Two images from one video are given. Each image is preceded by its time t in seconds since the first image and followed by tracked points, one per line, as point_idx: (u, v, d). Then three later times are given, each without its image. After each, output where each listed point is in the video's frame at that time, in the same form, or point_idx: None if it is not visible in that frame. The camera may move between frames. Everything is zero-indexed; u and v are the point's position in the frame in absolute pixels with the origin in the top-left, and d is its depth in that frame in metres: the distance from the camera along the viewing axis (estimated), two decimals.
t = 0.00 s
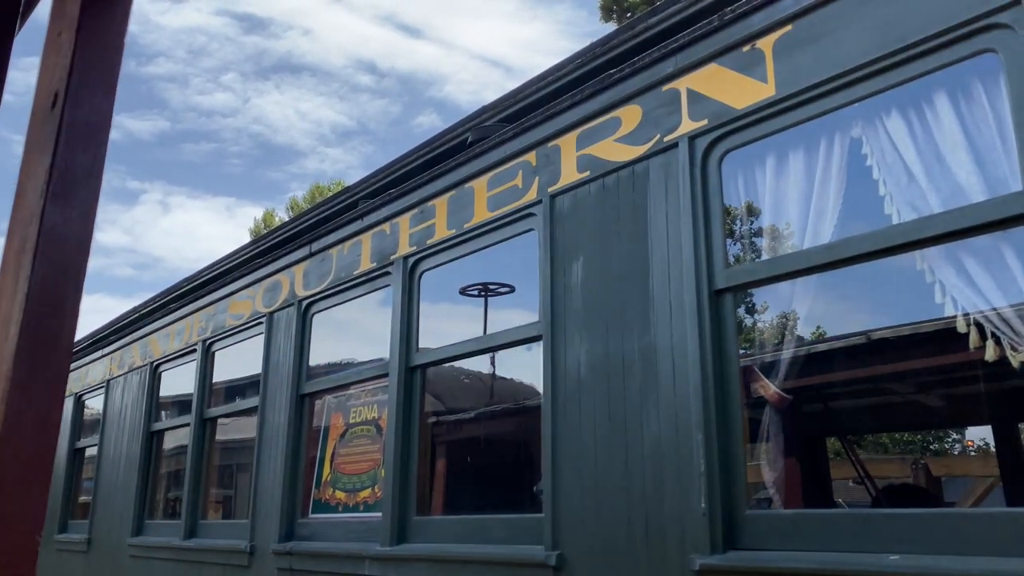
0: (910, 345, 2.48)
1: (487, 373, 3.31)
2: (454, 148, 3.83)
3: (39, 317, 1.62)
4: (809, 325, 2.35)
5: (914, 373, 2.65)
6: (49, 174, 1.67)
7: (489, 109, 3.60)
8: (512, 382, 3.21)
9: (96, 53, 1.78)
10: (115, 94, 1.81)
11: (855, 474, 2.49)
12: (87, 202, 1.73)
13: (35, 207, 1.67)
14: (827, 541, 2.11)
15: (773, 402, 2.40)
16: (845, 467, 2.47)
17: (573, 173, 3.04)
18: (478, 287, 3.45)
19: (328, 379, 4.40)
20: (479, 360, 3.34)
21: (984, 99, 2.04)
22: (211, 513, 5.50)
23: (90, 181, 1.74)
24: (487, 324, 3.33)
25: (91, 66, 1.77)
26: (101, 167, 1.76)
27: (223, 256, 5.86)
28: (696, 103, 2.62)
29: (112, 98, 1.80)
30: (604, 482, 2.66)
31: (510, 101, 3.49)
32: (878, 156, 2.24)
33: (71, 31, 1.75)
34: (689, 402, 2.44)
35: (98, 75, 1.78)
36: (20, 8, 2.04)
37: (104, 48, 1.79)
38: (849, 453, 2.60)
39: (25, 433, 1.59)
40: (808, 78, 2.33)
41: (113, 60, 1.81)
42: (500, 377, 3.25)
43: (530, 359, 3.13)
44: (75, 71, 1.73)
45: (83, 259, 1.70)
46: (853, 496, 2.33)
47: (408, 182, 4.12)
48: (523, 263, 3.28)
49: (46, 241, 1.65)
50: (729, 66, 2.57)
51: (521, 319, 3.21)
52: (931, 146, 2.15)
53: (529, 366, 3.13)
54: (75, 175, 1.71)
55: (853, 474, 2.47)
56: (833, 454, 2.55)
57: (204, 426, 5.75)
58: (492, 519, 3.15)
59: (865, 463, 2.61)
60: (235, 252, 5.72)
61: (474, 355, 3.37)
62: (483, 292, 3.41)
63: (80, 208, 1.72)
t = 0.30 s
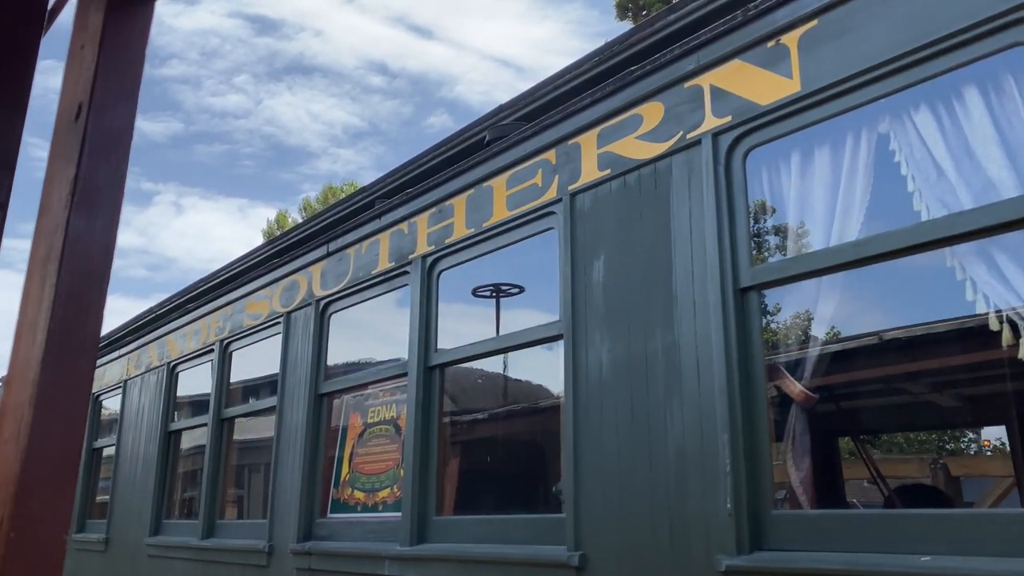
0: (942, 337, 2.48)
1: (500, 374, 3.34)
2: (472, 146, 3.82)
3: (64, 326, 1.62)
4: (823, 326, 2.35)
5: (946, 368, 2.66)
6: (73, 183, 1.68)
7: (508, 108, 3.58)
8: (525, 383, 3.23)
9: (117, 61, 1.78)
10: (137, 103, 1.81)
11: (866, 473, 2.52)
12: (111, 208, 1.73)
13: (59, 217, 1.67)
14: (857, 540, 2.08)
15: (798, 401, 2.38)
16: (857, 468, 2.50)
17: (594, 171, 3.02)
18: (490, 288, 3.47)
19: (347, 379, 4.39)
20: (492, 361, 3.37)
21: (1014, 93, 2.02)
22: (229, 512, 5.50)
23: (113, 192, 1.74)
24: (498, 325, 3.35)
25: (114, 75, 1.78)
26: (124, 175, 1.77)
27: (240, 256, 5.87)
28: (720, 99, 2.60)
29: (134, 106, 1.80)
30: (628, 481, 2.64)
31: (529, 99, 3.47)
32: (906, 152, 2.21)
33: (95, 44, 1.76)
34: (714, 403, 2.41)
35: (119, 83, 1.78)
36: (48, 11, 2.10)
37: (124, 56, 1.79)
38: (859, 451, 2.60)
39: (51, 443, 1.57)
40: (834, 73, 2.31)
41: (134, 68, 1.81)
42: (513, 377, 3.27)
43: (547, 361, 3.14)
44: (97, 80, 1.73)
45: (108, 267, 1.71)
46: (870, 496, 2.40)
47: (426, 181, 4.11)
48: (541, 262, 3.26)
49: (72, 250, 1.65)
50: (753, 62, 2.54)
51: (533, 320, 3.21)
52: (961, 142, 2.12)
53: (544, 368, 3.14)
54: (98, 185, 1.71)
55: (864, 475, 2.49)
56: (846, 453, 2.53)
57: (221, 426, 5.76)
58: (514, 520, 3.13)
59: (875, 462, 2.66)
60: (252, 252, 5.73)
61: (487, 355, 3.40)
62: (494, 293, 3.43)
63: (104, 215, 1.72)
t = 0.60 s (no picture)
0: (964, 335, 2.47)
1: (511, 373, 3.35)
2: (488, 143, 3.79)
3: (77, 329, 1.59)
4: (835, 326, 2.34)
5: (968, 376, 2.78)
6: (87, 185, 1.65)
7: (525, 103, 3.56)
8: (536, 382, 3.24)
9: (129, 64, 1.75)
10: (149, 107, 1.78)
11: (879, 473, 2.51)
12: (124, 211, 1.70)
13: (73, 217, 1.65)
14: (884, 539, 2.05)
15: (824, 397, 2.35)
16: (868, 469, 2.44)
17: (613, 165, 2.99)
18: (500, 288, 3.49)
19: (361, 376, 4.37)
20: (503, 361, 3.39)
21: None
22: (243, 511, 5.49)
23: (126, 194, 1.72)
24: (508, 325, 3.36)
25: (126, 78, 1.75)
26: (137, 177, 1.74)
27: (255, 254, 5.86)
28: (743, 92, 2.57)
29: (145, 109, 1.77)
30: (649, 479, 2.61)
31: (546, 94, 3.44)
32: (935, 144, 2.18)
33: (107, 49, 1.74)
34: (737, 399, 2.38)
35: (131, 86, 1.75)
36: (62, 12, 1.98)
37: (137, 59, 1.77)
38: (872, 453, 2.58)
39: (65, 446, 1.55)
40: (860, 64, 2.27)
41: (147, 71, 1.78)
42: (524, 376, 3.28)
43: (557, 359, 3.14)
44: (109, 82, 1.70)
45: (121, 270, 1.68)
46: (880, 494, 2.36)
47: (441, 178, 4.08)
48: (559, 258, 3.23)
49: (86, 251, 1.63)
50: (776, 54, 2.51)
51: (541, 319, 3.22)
52: (991, 134, 2.09)
53: (554, 367, 3.14)
54: (111, 186, 1.68)
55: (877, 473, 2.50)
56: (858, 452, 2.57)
57: (236, 424, 5.75)
58: (532, 518, 3.11)
59: (888, 462, 2.65)
60: (266, 251, 5.72)
61: (498, 354, 3.42)
62: (504, 293, 3.46)
63: (117, 218, 1.69)
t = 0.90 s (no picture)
0: (988, 332, 2.40)
1: (519, 373, 3.35)
2: (501, 140, 3.77)
3: (84, 331, 1.58)
4: (843, 325, 2.30)
5: (988, 374, 2.69)
6: (94, 188, 1.64)
7: (538, 100, 3.53)
8: (543, 382, 3.24)
9: (138, 68, 1.74)
10: (158, 110, 1.77)
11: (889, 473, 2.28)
12: (132, 213, 1.69)
13: (82, 220, 1.64)
14: (910, 539, 2.01)
15: (846, 394, 2.31)
16: (877, 467, 2.27)
17: (630, 161, 2.96)
18: (506, 288, 3.51)
19: (374, 375, 4.35)
20: (511, 360, 3.40)
21: None
22: (256, 510, 5.48)
23: (133, 199, 1.70)
24: (515, 325, 3.37)
25: (135, 82, 1.73)
26: (145, 180, 1.72)
27: (266, 254, 5.86)
28: (762, 86, 2.54)
29: (154, 113, 1.76)
30: (667, 478, 2.58)
31: (559, 91, 3.41)
32: (959, 137, 2.14)
33: (115, 53, 1.73)
34: (758, 397, 2.35)
35: (139, 89, 1.74)
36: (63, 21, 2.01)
37: (145, 63, 1.75)
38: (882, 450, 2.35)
39: (72, 448, 1.53)
40: (883, 57, 2.24)
41: (154, 74, 1.77)
42: (531, 377, 3.28)
43: (563, 359, 3.14)
44: (117, 86, 1.69)
45: (128, 272, 1.66)
46: (889, 495, 2.20)
47: (453, 176, 4.06)
48: (574, 255, 3.21)
49: (95, 252, 1.61)
50: (796, 47, 2.48)
51: (546, 320, 3.22)
52: (1018, 127, 2.05)
53: (560, 367, 3.14)
54: (119, 190, 1.67)
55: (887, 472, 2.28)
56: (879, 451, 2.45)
57: (248, 423, 5.74)
58: (548, 517, 3.08)
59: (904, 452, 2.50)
60: (277, 250, 5.71)
61: (505, 355, 3.43)
62: (512, 293, 3.47)
63: (125, 220, 1.68)
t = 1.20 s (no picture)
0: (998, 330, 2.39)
1: (525, 374, 3.35)
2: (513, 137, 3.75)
3: (94, 332, 1.56)
4: (852, 327, 2.29)
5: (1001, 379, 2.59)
6: (103, 193, 1.62)
7: (551, 97, 3.50)
8: (550, 382, 3.23)
9: (145, 75, 1.73)
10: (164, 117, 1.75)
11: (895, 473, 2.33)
12: (140, 218, 1.66)
13: (90, 224, 1.62)
14: (932, 539, 1.98)
15: (865, 392, 2.30)
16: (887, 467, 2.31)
17: (644, 157, 2.93)
18: (513, 288, 3.52)
19: (385, 374, 4.34)
20: (518, 360, 3.40)
21: None
22: (266, 509, 5.47)
23: (141, 205, 1.68)
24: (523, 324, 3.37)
25: (142, 89, 1.72)
26: (152, 186, 1.70)
27: (276, 253, 5.85)
28: (780, 81, 2.51)
29: (161, 120, 1.74)
30: (684, 477, 2.55)
31: (572, 88, 3.39)
32: (982, 131, 2.11)
33: (122, 59, 1.71)
34: (777, 396, 2.32)
35: (148, 96, 1.72)
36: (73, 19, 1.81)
37: (152, 69, 1.74)
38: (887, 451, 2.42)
39: (81, 448, 1.51)
40: (904, 50, 2.21)
41: (161, 80, 1.76)
42: (538, 376, 3.28)
43: (568, 360, 3.14)
44: (126, 90, 1.67)
45: (136, 277, 1.64)
46: (898, 494, 2.23)
47: (464, 174, 4.04)
48: (587, 253, 3.18)
49: (104, 254, 1.59)
50: (814, 41, 2.45)
51: (550, 321, 3.22)
52: None
53: (566, 367, 3.14)
54: (127, 194, 1.65)
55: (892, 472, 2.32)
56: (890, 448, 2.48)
57: (258, 423, 5.73)
58: (561, 517, 3.05)
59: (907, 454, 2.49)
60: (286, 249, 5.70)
61: (512, 354, 3.44)
62: (518, 293, 3.48)
63: (133, 225, 1.65)
